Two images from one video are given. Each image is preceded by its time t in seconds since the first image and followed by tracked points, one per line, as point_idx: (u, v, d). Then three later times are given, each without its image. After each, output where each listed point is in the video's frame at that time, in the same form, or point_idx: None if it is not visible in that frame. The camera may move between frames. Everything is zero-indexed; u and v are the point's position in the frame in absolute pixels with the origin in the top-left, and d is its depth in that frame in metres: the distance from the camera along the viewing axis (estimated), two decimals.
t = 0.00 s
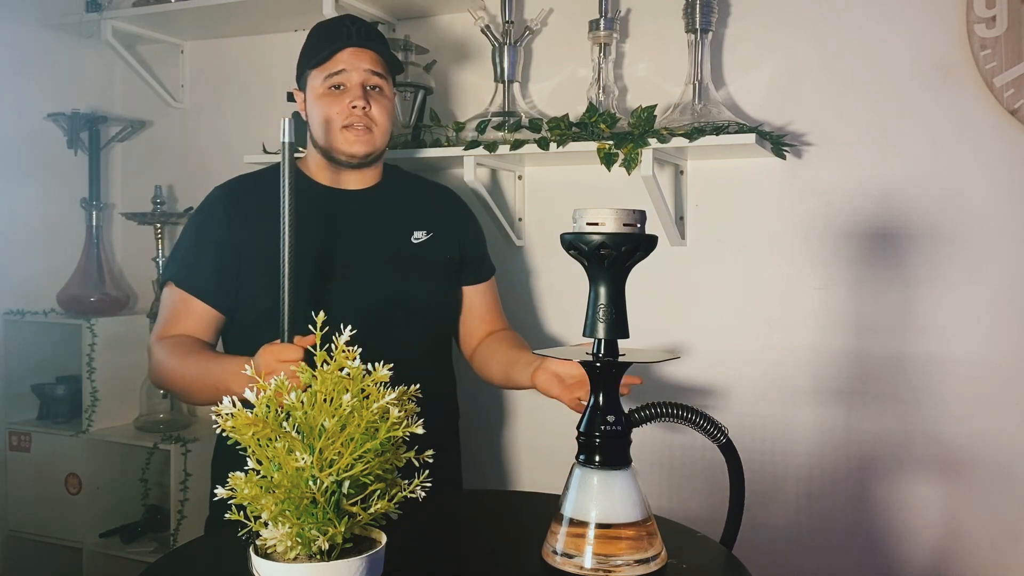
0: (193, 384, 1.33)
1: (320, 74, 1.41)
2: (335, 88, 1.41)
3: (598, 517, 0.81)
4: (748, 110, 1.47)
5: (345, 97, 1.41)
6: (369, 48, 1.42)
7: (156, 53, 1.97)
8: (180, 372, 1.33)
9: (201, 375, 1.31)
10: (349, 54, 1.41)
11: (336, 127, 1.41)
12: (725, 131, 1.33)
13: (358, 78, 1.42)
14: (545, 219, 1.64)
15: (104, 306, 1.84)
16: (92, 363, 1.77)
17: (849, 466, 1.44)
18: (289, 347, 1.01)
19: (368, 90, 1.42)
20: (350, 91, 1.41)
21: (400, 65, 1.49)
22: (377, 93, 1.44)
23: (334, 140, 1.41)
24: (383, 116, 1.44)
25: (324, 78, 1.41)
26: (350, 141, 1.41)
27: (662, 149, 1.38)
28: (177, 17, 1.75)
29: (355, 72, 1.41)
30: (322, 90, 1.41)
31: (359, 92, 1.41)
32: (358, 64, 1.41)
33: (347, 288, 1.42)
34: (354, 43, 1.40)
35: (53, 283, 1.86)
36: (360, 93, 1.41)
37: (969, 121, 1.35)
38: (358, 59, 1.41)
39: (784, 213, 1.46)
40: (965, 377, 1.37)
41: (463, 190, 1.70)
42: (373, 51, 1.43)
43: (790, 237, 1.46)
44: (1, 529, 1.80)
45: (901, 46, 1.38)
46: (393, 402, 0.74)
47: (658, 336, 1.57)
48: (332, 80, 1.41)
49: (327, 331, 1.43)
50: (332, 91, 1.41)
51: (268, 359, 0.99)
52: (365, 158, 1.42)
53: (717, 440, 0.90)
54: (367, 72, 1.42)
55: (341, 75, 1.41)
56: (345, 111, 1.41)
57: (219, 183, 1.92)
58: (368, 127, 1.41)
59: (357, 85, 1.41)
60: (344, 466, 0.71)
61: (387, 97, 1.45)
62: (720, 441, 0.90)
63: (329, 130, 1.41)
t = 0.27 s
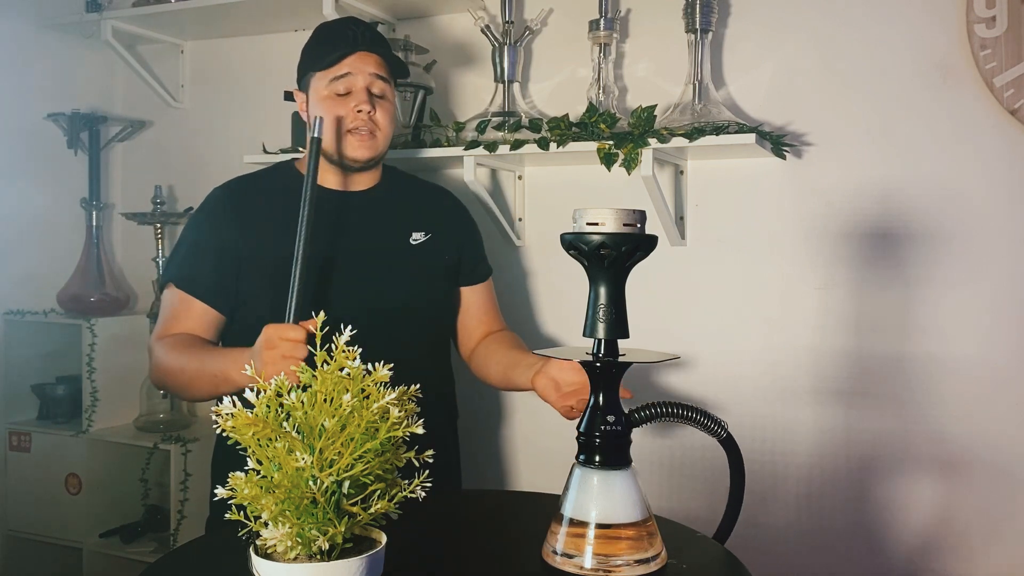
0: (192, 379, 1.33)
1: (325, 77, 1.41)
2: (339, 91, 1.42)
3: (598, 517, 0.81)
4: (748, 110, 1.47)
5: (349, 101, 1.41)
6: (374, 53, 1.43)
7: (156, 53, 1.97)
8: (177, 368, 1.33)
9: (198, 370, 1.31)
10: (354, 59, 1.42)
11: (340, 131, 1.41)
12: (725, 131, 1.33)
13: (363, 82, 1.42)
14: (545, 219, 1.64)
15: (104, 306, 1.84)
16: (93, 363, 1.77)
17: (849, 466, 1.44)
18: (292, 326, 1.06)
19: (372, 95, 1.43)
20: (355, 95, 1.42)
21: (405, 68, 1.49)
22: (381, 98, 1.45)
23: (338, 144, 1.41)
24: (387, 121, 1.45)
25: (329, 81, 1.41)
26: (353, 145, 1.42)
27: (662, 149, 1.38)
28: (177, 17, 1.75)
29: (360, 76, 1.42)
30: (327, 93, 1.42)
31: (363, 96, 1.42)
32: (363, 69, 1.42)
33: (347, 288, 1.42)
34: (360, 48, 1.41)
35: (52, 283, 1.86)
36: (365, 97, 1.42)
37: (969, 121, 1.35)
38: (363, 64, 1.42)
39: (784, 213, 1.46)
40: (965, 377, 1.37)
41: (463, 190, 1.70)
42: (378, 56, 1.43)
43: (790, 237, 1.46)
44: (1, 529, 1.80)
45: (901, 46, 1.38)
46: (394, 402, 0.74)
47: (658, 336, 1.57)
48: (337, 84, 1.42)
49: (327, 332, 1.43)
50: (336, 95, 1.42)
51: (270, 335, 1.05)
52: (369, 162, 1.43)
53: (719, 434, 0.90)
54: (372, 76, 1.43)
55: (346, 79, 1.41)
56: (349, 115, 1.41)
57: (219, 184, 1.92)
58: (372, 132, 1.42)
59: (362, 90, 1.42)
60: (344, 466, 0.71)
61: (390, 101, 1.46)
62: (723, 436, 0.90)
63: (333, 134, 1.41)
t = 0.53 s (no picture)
0: (186, 370, 1.32)
1: (325, 82, 1.41)
2: (340, 96, 1.41)
3: (598, 517, 0.81)
4: (748, 110, 1.47)
5: (350, 107, 1.41)
6: (375, 58, 1.42)
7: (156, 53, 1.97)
8: (172, 359, 1.32)
9: (190, 359, 1.30)
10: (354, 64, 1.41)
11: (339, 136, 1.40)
12: (726, 131, 1.33)
13: (363, 87, 1.41)
14: (545, 219, 1.64)
15: (103, 307, 1.84)
16: (92, 363, 1.77)
17: (849, 466, 1.44)
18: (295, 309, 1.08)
19: (372, 100, 1.42)
20: (355, 101, 1.41)
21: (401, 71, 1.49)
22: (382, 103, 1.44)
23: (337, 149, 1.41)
24: (387, 126, 1.43)
25: (330, 86, 1.41)
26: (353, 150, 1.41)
27: (662, 149, 1.37)
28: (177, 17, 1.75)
29: (361, 81, 1.41)
30: (327, 98, 1.41)
31: (364, 102, 1.41)
32: (364, 74, 1.41)
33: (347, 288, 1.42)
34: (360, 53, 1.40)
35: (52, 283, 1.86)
36: (365, 103, 1.41)
37: (969, 120, 1.35)
38: (364, 69, 1.41)
39: (784, 213, 1.46)
40: (965, 377, 1.37)
41: (463, 190, 1.70)
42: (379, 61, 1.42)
43: (790, 237, 1.46)
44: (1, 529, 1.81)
45: (900, 46, 1.38)
46: (394, 402, 0.74)
47: (658, 336, 1.57)
48: (337, 89, 1.41)
49: (327, 332, 1.43)
50: (336, 100, 1.41)
51: (272, 313, 1.08)
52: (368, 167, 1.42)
53: (716, 440, 0.90)
54: (373, 81, 1.42)
55: (346, 84, 1.41)
56: (348, 120, 1.40)
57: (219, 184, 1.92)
58: (371, 137, 1.41)
59: (362, 95, 1.41)
60: (344, 466, 0.71)
61: (390, 106, 1.45)
62: (720, 441, 0.91)
63: (332, 139, 1.40)
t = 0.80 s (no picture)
0: (182, 368, 1.32)
1: (319, 87, 1.40)
2: (333, 102, 1.40)
3: (597, 517, 0.81)
4: (748, 110, 1.47)
5: (344, 113, 1.40)
6: (368, 62, 1.40)
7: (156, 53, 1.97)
8: (169, 358, 1.32)
9: (186, 357, 1.30)
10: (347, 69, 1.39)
11: (333, 141, 1.40)
12: (726, 131, 1.33)
13: (357, 92, 1.40)
14: (545, 219, 1.64)
15: (104, 307, 1.83)
16: (92, 362, 1.77)
17: (849, 466, 1.44)
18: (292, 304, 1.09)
19: (366, 104, 1.41)
20: (349, 106, 1.40)
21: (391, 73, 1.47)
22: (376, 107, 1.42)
23: (332, 154, 1.40)
24: (382, 130, 1.42)
25: (323, 92, 1.40)
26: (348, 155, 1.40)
27: (662, 149, 1.37)
28: (177, 17, 1.75)
29: (354, 86, 1.40)
30: (320, 103, 1.40)
31: (357, 107, 1.40)
32: (357, 80, 1.39)
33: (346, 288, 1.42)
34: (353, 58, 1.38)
35: (52, 283, 1.87)
36: (359, 108, 1.40)
37: (969, 120, 1.35)
38: (357, 74, 1.39)
39: (784, 213, 1.46)
40: (965, 377, 1.37)
41: (463, 190, 1.70)
42: (372, 64, 1.41)
43: (790, 237, 1.46)
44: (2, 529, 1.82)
45: (900, 46, 1.38)
46: (393, 402, 0.74)
47: (658, 336, 1.57)
48: (330, 94, 1.40)
49: (327, 333, 1.43)
50: (330, 105, 1.40)
51: (268, 306, 1.08)
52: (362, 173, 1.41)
53: (716, 439, 0.91)
54: (366, 86, 1.40)
55: (339, 89, 1.40)
56: (342, 125, 1.39)
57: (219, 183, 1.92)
58: (366, 142, 1.40)
59: (356, 100, 1.40)
60: (344, 466, 0.71)
61: (385, 109, 1.43)
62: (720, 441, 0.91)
63: (326, 145, 1.40)
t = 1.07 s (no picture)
0: (178, 369, 1.33)
1: (310, 90, 1.40)
2: (326, 104, 1.40)
3: (597, 517, 0.81)
4: (748, 110, 1.47)
5: (337, 114, 1.40)
6: (358, 63, 1.40)
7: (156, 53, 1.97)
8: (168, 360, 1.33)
9: (181, 358, 1.32)
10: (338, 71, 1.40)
11: (326, 143, 1.40)
12: (725, 131, 1.33)
13: (349, 94, 1.40)
14: (545, 219, 1.64)
15: (103, 307, 1.83)
16: (92, 362, 1.77)
17: (849, 466, 1.44)
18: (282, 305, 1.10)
19: (358, 105, 1.41)
20: (342, 107, 1.40)
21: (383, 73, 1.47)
22: (369, 108, 1.43)
23: (326, 156, 1.40)
24: (375, 130, 1.42)
25: (315, 94, 1.40)
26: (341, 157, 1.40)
27: (662, 149, 1.37)
28: (177, 17, 1.75)
29: (345, 88, 1.40)
30: (312, 106, 1.40)
31: (350, 108, 1.40)
32: (348, 81, 1.40)
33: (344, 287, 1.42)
34: (344, 59, 1.39)
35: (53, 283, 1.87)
36: (352, 109, 1.40)
37: (969, 120, 1.35)
38: (348, 76, 1.40)
39: (784, 213, 1.46)
40: (965, 377, 1.37)
41: (463, 190, 1.70)
42: (362, 65, 1.41)
43: (791, 237, 1.46)
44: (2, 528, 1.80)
45: (900, 46, 1.38)
46: (393, 402, 0.74)
47: (658, 336, 1.57)
48: (322, 97, 1.40)
49: (327, 333, 1.43)
50: (323, 107, 1.40)
51: (258, 307, 1.09)
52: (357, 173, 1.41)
53: (716, 436, 0.91)
54: (357, 87, 1.41)
55: (331, 91, 1.40)
56: (336, 127, 1.40)
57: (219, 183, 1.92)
58: (359, 143, 1.40)
59: (348, 101, 1.40)
60: (344, 466, 0.71)
61: (378, 110, 1.43)
62: (719, 437, 0.91)
63: (320, 147, 1.40)
